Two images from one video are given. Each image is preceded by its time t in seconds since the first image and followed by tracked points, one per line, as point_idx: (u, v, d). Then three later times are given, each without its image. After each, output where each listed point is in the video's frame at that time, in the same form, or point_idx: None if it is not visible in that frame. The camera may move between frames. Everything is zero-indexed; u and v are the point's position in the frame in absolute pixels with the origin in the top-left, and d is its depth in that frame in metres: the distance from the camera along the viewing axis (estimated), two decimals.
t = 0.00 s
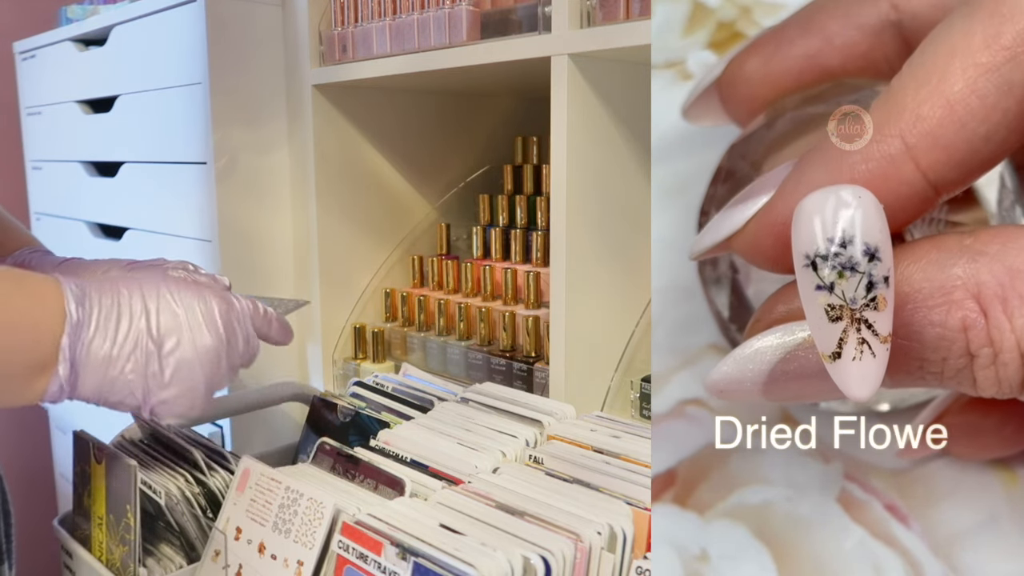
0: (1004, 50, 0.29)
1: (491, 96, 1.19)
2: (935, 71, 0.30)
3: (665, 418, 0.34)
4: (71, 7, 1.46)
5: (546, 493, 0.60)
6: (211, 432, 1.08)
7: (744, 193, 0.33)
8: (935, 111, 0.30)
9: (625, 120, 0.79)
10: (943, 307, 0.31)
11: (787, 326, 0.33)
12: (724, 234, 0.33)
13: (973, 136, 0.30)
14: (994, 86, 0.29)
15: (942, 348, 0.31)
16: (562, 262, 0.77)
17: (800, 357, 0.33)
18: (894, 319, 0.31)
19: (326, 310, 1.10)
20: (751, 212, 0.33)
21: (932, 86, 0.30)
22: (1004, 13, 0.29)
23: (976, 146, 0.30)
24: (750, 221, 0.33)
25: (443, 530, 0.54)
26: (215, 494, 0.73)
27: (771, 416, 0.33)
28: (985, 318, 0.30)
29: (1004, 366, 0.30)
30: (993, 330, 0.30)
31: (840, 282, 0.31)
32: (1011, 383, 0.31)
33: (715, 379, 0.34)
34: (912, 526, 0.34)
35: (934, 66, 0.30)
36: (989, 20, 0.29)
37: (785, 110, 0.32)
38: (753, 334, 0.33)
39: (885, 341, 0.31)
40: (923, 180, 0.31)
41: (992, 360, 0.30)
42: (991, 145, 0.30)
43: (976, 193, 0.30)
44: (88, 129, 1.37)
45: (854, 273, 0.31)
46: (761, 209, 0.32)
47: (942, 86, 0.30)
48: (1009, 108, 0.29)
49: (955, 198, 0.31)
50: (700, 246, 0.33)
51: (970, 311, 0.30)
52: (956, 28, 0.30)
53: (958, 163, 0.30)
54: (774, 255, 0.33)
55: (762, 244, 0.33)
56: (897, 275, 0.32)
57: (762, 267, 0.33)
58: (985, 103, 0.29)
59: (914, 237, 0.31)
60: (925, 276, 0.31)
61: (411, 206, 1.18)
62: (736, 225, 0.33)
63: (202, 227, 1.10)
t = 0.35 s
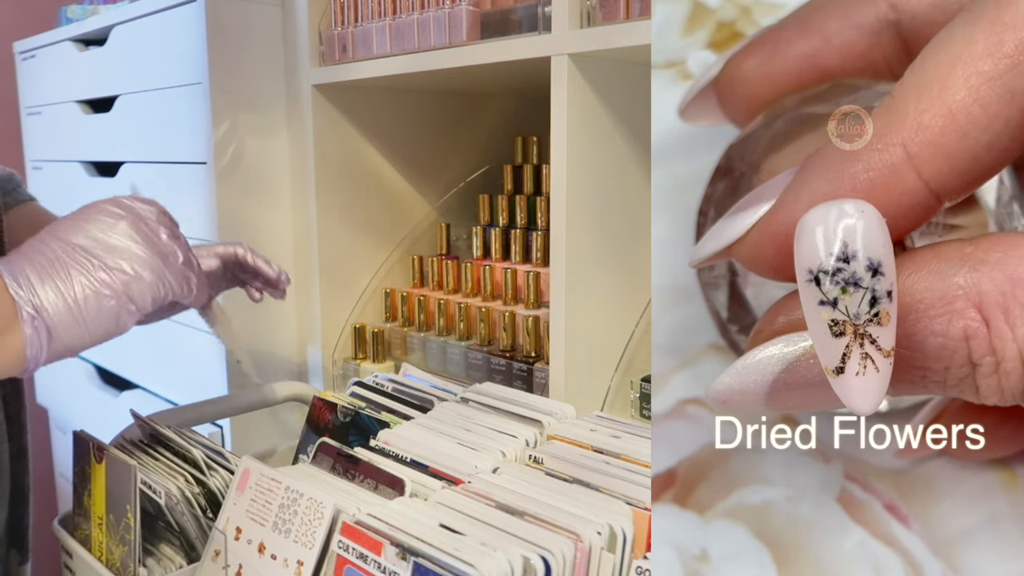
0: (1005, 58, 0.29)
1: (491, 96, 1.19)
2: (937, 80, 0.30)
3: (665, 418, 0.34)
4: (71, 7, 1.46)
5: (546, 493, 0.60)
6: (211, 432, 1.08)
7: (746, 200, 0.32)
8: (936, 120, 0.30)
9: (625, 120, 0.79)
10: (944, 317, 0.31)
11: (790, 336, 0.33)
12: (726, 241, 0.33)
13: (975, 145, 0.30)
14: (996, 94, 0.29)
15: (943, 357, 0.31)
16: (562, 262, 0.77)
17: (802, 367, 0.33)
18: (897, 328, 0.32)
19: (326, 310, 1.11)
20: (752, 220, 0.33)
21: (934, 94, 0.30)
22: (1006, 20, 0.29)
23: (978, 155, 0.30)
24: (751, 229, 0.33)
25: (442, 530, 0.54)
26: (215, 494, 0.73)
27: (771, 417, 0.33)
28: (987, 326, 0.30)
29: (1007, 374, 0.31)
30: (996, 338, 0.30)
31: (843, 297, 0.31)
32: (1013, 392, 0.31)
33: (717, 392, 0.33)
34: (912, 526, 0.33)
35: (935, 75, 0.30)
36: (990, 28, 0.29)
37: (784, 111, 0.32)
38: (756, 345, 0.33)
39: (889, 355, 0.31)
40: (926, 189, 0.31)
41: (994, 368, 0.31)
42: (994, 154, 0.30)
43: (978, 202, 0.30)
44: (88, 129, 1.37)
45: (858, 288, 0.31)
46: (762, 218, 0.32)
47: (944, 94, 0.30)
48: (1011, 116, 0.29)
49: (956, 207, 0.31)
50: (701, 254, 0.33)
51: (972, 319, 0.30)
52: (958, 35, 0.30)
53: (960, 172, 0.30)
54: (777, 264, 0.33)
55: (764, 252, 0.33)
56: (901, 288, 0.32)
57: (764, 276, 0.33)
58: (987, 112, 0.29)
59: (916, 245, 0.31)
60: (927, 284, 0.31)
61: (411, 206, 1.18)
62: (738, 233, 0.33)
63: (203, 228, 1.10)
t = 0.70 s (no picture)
0: (1005, 62, 0.29)
1: (491, 95, 1.19)
2: (937, 84, 0.30)
3: (665, 418, 0.34)
4: (71, 7, 1.46)
5: (546, 493, 0.60)
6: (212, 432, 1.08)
7: (747, 205, 0.33)
8: (937, 124, 0.30)
9: (624, 120, 0.79)
10: (944, 322, 0.31)
11: (792, 341, 0.34)
12: (726, 246, 0.33)
13: (976, 149, 0.30)
14: (997, 98, 0.29)
15: (944, 361, 0.32)
16: (562, 262, 0.77)
17: (802, 373, 0.33)
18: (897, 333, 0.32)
19: (326, 310, 1.11)
20: (754, 224, 0.33)
21: (935, 99, 0.30)
22: (1006, 24, 0.29)
23: (979, 159, 0.30)
24: (752, 233, 0.33)
25: (442, 530, 0.54)
26: (215, 494, 0.72)
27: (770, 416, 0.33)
28: (987, 331, 0.31)
29: (1007, 379, 0.31)
30: (996, 342, 0.30)
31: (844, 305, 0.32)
32: (1015, 397, 0.31)
33: (717, 397, 0.34)
34: (912, 526, 0.33)
35: (935, 79, 0.30)
36: (990, 32, 0.29)
37: (783, 111, 0.32)
38: (760, 349, 0.33)
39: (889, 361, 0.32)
40: (926, 193, 0.31)
41: (994, 373, 0.31)
42: (995, 158, 0.30)
43: (980, 206, 0.30)
44: (88, 129, 1.37)
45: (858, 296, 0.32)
46: (763, 222, 0.33)
47: (945, 98, 0.30)
48: (1011, 121, 0.29)
49: (957, 212, 0.31)
50: (701, 259, 0.33)
51: (972, 324, 0.31)
52: (958, 38, 0.29)
53: (960, 176, 0.30)
54: (778, 269, 0.33)
55: (765, 256, 0.33)
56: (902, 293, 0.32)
57: (764, 280, 0.33)
58: (989, 116, 0.29)
59: (914, 250, 0.32)
60: (927, 289, 0.32)
61: (410, 206, 1.18)
62: (739, 237, 0.33)
63: (203, 228, 1.10)
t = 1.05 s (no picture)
0: (1004, 47, 0.27)
1: (490, 95, 1.19)
2: (936, 66, 0.28)
3: (665, 419, 0.35)
4: (71, 7, 1.46)
5: (546, 493, 0.60)
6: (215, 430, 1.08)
7: (750, 183, 0.32)
8: (935, 105, 0.28)
9: (624, 120, 0.79)
10: (941, 303, 0.29)
11: (786, 323, 0.31)
12: (725, 224, 0.32)
13: (973, 133, 0.27)
14: (994, 83, 0.27)
15: (939, 344, 0.29)
16: (562, 261, 0.77)
17: (796, 353, 0.31)
18: (891, 315, 0.29)
19: (326, 310, 1.10)
20: (752, 203, 0.32)
21: (933, 81, 0.28)
22: (1004, 10, 0.27)
23: (976, 144, 0.28)
24: (748, 214, 0.32)
25: (442, 530, 0.54)
26: (215, 495, 0.72)
27: (768, 407, 0.32)
28: (983, 314, 0.28)
29: (1004, 363, 0.28)
30: (993, 326, 0.28)
31: (833, 289, 0.29)
32: (1012, 381, 0.28)
33: (712, 377, 0.33)
34: (912, 526, 0.31)
35: (935, 64, 0.28)
36: (990, 18, 0.27)
37: (788, 115, 0.31)
38: (752, 330, 0.32)
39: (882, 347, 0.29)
40: (924, 176, 0.29)
41: (990, 357, 0.28)
42: (993, 146, 0.27)
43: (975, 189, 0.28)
44: (88, 129, 1.37)
45: (850, 281, 0.28)
46: (758, 203, 0.31)
47: (944, 79, 0.28)
48: (1010, 104, 0.27)
49: (955, 199, 0.28)
50: (702, 238, 0.33)
51: (968, 306, 0.28)
52: (958, 30, 0.28)
53: (959, 160, 0.28)
54: (772, 246, 0.31)
55: (761, 233, 0.31)
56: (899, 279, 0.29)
57: (772, 262, 0.31)
58: (985, 100, 0.27)
59: (913, 234, 0.29)
60: (923, 272, 0.29)
61: (411, 206, 1.18)
62: (735, 217, 0.32)
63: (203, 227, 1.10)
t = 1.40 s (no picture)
0: (1005, 30, 0.27)
1: (490, 95, 1.19)
2: (935, 49, 0.28)
3: (665, 419, 0.34)
4: (71, 7, 1.46)
5: (546, 493, 0.60)
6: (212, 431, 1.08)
7: (747, 169, 0.31)
8: (934, 87, 0.28)
9: (624, 120, 0.79)
10: (939, 287, 0.28)
11: (774, 307, 0.32)
12: (723, 211, 0.32)
13: (971, 115, 0.28)
14: (994, 66, 0.27)
15: (936, 328, 0.29)
16: (562, 261, 0.77)
17: (793, 336, 0.31)
18: (890, 297, 0.29)
19: (327, 310, 1.11)
20: (749, 189, 0.31)
21: (932, 63, 0.28)
22: None
23: (973, 126, 0.28)
24: (747, 198, 0.31)
25: (442, 530, 0.54)
26: (214, 495, 0.71)
27: (767, 407, 0.32)
28: (982, 298, 0.28)
29: (1001, 347, 0.28)
30: (991, 311, 0.28)
31: (831, 266, 0.29)
32: (1009, 366, 0.28)
33: (707, 359, 0.33)
34: (912, 526, 0.31)
35: (934, 48, 0.28)
36: (990, 3, 0.27)
37: (791, 111, 0.31)
38: (747, 314, 0.32)
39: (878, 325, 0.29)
40: (921, 158, 0.29)
41: (988, 341, 0.28)
42: (992, 127, 0.28)
43: (974, 186, 0.28)
44: (88, 129, 1.37)
45: (848, 259, 0.29)
46: (757, 186, 0.31)
47: (942, 62, 0.27)
48: (1008, 87, 0.27)
49: (952, 183, 0.29)
50: (700, 224, 0.32)
51: (967, 290, 0.28)
52: (958, 15, 0.28)
53: (957, 142, 0.28)
54: (770, 231, 0.31)
55: (759, 217, 0.31)
56: (898, 263, 0.29)
57: (768, 247, 0.31)
58: (984, 82, 0.27)
59: (911, 219, 0.29)
60: (922, 257, 0.29)
61: (411, 206, 1.18)
62: (734, 202, 0.32)
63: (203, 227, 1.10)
